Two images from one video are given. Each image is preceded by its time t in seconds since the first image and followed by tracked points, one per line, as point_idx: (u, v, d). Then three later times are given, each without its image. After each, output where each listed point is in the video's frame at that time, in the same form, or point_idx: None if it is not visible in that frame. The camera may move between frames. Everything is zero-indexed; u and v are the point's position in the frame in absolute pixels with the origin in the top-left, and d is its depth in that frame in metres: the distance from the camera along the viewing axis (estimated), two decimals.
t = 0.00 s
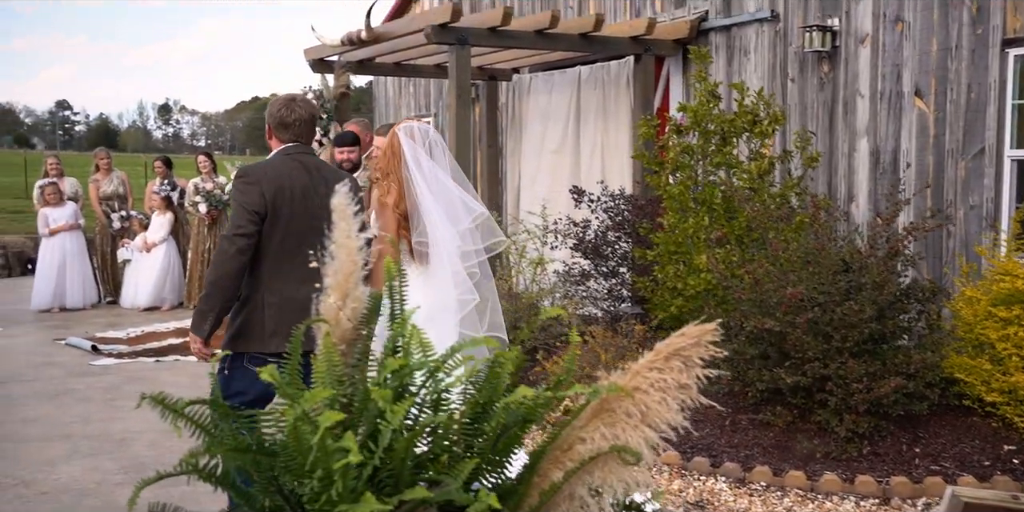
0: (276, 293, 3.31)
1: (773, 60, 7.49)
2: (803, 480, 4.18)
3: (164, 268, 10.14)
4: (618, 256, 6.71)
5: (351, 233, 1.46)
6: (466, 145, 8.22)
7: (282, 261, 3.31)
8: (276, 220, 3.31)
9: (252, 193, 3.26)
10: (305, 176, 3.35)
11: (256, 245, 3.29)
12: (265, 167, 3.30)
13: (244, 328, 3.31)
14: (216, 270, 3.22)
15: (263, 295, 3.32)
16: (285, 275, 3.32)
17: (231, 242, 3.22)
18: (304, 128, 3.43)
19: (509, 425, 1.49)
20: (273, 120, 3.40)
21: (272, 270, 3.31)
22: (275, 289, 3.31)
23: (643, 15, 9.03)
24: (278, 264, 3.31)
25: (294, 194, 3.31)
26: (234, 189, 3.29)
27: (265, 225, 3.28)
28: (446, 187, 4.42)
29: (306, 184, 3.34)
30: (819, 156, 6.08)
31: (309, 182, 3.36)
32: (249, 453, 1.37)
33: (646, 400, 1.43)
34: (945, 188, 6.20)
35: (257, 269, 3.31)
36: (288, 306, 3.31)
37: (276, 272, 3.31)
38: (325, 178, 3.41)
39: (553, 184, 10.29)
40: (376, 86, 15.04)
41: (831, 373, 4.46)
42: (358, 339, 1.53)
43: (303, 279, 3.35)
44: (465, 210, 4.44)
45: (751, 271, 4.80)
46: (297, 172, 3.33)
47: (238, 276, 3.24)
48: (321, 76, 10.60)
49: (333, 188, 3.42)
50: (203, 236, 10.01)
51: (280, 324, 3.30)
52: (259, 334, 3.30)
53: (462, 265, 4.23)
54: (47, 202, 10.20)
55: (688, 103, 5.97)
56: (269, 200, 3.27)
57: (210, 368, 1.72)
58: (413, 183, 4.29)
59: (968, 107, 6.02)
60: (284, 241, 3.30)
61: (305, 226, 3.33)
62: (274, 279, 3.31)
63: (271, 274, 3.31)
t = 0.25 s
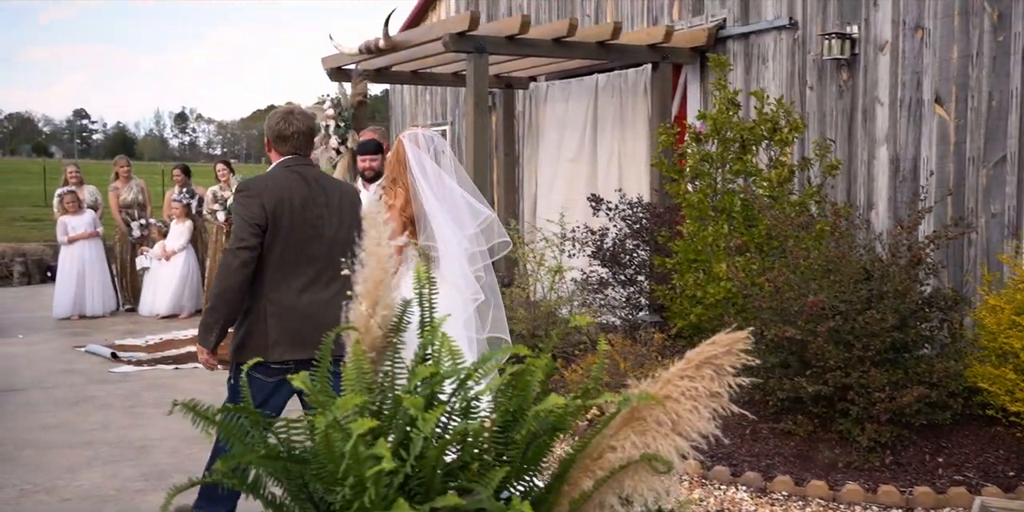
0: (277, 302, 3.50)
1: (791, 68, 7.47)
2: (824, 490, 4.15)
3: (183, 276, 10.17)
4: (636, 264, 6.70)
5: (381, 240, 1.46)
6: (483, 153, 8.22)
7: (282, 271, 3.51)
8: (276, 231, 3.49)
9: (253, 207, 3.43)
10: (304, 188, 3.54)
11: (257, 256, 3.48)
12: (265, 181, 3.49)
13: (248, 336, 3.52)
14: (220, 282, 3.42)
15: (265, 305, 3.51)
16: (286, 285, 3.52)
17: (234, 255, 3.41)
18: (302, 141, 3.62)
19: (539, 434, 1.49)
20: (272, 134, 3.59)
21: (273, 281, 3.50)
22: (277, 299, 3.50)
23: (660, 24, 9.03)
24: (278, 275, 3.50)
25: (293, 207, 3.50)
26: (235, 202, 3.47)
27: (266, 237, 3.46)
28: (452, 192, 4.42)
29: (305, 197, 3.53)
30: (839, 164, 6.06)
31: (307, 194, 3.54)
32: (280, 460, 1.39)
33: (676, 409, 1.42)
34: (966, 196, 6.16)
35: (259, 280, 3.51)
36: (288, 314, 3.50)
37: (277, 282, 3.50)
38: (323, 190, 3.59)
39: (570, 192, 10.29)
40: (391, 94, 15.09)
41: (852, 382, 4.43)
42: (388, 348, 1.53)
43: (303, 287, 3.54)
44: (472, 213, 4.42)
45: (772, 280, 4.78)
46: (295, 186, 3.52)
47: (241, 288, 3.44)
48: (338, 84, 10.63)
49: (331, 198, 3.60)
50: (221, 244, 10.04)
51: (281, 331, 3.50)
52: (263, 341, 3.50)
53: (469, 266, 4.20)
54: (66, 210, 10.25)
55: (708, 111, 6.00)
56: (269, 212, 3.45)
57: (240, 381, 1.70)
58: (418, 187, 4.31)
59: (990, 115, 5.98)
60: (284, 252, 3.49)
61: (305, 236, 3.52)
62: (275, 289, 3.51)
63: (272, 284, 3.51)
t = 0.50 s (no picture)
0: (273, 314, 3.52)
1: (807, 76, 7.45)
2: (843, 500, 4.12)
3: (199, 284, 10.19)
4: (652, 272, 6.70)
5: (408, 251, 1.48)
6: (499, 161, 8.22)
7: (277, 284, 3.52)
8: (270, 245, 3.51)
9: (246, 221, 3.46)
10: (297, 200, 3.55)
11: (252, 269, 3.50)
12: (258, 195, 3.50)
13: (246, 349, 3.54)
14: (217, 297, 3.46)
15: (261, 318, 3.53)
16: (281, 297, 3.53)
17: (228, 269, 3.44)
18: (295, 154, 3.60)
19: (566, 443, 1.49)
20: (264, 148, 3.59)
21: (268, 294, 3.52)
22: (273, 311, 3.52)
23: (675, 32, 9.02)
24: (273, 287, 3.52)
25: (286, 220, 3.51)
26: (229, 217, 3.50)
27: (260, 250, 3.48)
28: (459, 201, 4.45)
29: (298, 210, 3.54)
30: (857, 172, 6.04)
31: (300, 207, 3.55)
32: (308, 467, 1.42)
33: (704, 418, 1.42)
34: (985, 205, 6.12)
35: (255, 293, 3.53)
36: (283, 326, 3.51)
37: (272, 295, 3.52)
38: (317, 202, 3.60)
39: (585, 201, 10.29)
40: (405, 102, 15.13)
41: (871, 392, 4.41)
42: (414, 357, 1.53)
43: (299, 300, 3.55)
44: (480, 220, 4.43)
45: (791, 288, 4.76)
46: (288, 199, 3.53)
47: (237, 302, 3.47)
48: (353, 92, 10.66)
49: (324, 210, 3.61)
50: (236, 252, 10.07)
51: (277, 343, 3.51)
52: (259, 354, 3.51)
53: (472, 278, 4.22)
54: (83, 218, 10.29)
55: (724, 119, 5.99)
56: (262, 226, 3.47)
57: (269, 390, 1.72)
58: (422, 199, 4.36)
59: (1008, 123, 5.96)
60: (279, 265, 3.51)
61: (299, 249, 3.53)
62: (271, 302, 3.52)
63: (267, 297, 3.52)
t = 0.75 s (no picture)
0: (265, 320, 3.61)
1: (823, 83, 7.45)
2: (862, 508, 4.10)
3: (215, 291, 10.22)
4: (667, 279, 6.70)
5: (435, 256, 1.55)
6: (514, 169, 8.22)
7: (268, 291, 3.61)
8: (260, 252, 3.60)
9: (235, 230, 3.55)
10: (286, 207, 3.65)
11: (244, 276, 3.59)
12: (248, 203, 3.60)
13: (239, 356, 3.61)
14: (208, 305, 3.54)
15: (254, 324, 3.62)
16: (272, 303, 3.62)
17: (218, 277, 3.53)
18: (285, 163, 3.72)
19: (592, 451, 1.50)
20: (255, 158, 3.71)
21: (260, 300, 3.61)
22: (265, 318, 3.61)
23: (689, 39, 9.02)
24: (264, 294, 3.61)
25: (275, 227, 3.60)
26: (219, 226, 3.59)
27: (250, 258, 3.57)
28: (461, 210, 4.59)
29: (288, 217, 3.64)
30: (874, 180, 6.02)
31: (289, 214, 3.65)
32: (336, 474, 1.48)
33: (731, 425, 1.42)
34: (1002, 213, 6.10)
35: (247, 300, 3.62)
36: (276, 332, 3.60)
37: (264, 301, 3.61)
38: (307, 209, 3.70)
39: (598, 208, 10.29)
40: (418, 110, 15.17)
41: (889, 400, 4.39)
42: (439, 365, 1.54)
43: (290, 305, 3.64)
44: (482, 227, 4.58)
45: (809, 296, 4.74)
46: (277, 206, 3.63)
47: (229, 309, 3.55)
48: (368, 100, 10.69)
49: (313, 217, 3.71)
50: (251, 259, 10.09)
51: (270, 349, 3.59)
52: (252, 360, 3.58)
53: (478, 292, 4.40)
54: (99, 225, 10.33)
55: (740, 127, 6.00)
56: (252, 234, 3.56)
57: (299, 394, 1.76)
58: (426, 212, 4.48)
59: None
60: (269, 272, 3.60)
61: (288, 255, 3.62)
62: (262, 308, 3.61)
63: (258, 303, 3.61)
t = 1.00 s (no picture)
0: (257, 319, 3.86)
1: (837, 89, 7.44)
2: None
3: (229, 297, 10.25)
4: (680, 285, 6.71)
5: (462, 260, 1.54)
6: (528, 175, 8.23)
7: (259, 290, 3.86)
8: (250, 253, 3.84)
9: (229, 230, 3.78)
10: (279, 210, 3.89)
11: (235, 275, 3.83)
12: (240, 205, 3.83)
13: (230, 353, 3.85)
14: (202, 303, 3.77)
15: (246, 322, 3.87)
16: (264, 302, 3.87)
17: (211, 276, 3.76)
18: (279, 165, 3.98)
19: (620, 455, 1.52)
20: (250, 160, 3.96)
21: (251, 299, 3.86)
22: (257, 316, 3.86)
23: (703, 45, 9.02)
24: (256, 293, 3.86)
25: (267, 229, 3.84)
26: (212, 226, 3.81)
27: (240, 258, 3.80)
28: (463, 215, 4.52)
29: (280, 220, 3.88)
30: (890, 186, 6.02)
31: (281, 216, 3.89)
32: (365, 478, 1.51)
33: (757, 429, 1.43)
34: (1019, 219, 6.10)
35: (239, 299, 3.86)
36: (267, 330, 3.86)
37: (255, 300, 3.86)
38: (299, 211, 3.95)
39: (611, 215, 10.29)
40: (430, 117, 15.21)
41: (906, 406, 4.37)
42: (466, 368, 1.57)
43: (280, 305, 3.90)
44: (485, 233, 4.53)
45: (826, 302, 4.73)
46: (269, 208, 3.87)
47: (222, 308, 3.79)
48: (381, 106, 10.72)
49: (304, 219, 3.96)
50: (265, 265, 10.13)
51: (261, 346, 3.85)
52: (245, 358, 3.84)
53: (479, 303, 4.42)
54: (113, 231, 10.38)
55: (755, 133, 6.01)
56: (243, 236, 3.79)
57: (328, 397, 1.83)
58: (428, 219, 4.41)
59: None
60: (260, 271, 3.84)
61: (279, 256, 3.87)
62: (254, 308, 3.86)
63: (250, 301, 3.86)
